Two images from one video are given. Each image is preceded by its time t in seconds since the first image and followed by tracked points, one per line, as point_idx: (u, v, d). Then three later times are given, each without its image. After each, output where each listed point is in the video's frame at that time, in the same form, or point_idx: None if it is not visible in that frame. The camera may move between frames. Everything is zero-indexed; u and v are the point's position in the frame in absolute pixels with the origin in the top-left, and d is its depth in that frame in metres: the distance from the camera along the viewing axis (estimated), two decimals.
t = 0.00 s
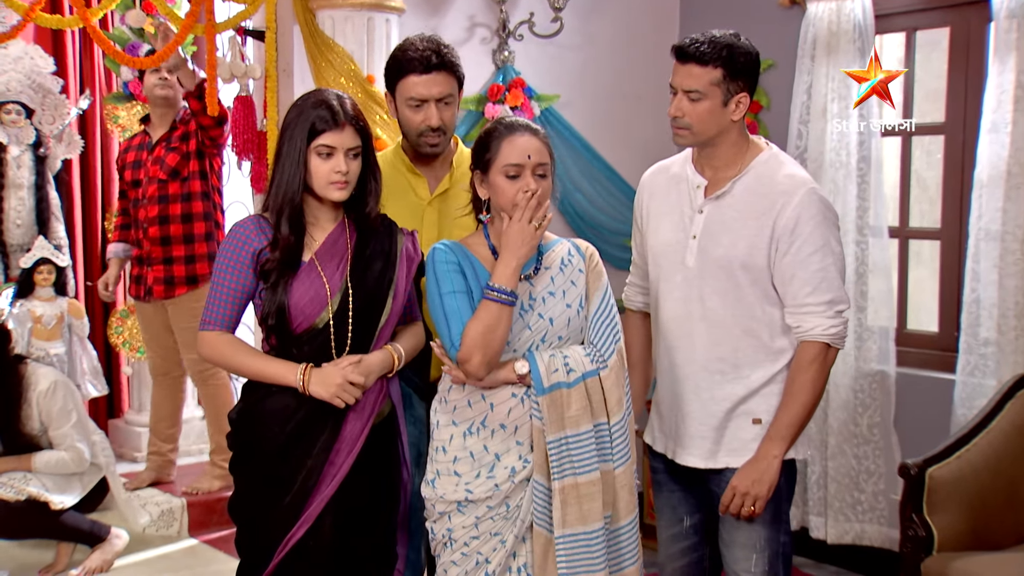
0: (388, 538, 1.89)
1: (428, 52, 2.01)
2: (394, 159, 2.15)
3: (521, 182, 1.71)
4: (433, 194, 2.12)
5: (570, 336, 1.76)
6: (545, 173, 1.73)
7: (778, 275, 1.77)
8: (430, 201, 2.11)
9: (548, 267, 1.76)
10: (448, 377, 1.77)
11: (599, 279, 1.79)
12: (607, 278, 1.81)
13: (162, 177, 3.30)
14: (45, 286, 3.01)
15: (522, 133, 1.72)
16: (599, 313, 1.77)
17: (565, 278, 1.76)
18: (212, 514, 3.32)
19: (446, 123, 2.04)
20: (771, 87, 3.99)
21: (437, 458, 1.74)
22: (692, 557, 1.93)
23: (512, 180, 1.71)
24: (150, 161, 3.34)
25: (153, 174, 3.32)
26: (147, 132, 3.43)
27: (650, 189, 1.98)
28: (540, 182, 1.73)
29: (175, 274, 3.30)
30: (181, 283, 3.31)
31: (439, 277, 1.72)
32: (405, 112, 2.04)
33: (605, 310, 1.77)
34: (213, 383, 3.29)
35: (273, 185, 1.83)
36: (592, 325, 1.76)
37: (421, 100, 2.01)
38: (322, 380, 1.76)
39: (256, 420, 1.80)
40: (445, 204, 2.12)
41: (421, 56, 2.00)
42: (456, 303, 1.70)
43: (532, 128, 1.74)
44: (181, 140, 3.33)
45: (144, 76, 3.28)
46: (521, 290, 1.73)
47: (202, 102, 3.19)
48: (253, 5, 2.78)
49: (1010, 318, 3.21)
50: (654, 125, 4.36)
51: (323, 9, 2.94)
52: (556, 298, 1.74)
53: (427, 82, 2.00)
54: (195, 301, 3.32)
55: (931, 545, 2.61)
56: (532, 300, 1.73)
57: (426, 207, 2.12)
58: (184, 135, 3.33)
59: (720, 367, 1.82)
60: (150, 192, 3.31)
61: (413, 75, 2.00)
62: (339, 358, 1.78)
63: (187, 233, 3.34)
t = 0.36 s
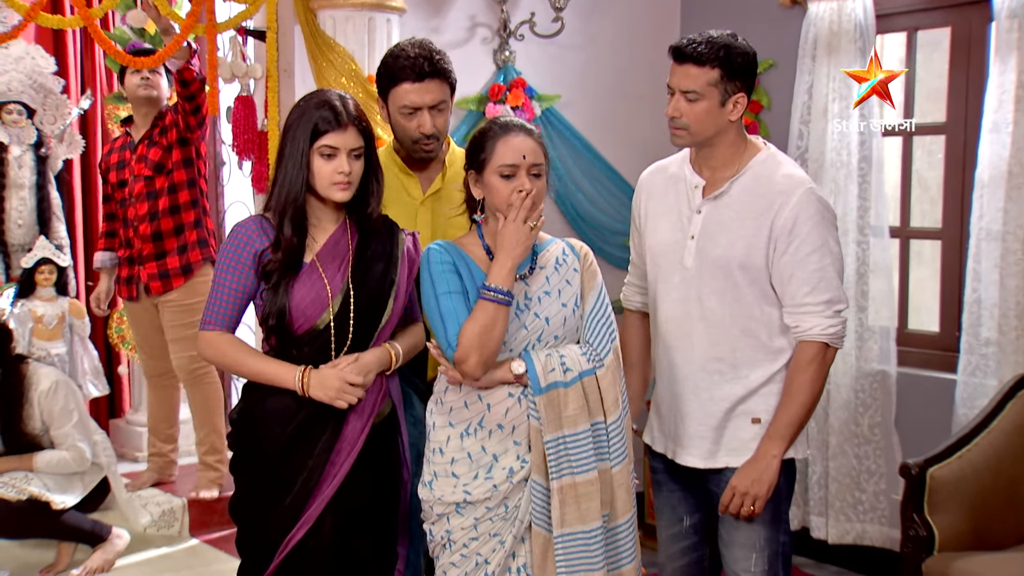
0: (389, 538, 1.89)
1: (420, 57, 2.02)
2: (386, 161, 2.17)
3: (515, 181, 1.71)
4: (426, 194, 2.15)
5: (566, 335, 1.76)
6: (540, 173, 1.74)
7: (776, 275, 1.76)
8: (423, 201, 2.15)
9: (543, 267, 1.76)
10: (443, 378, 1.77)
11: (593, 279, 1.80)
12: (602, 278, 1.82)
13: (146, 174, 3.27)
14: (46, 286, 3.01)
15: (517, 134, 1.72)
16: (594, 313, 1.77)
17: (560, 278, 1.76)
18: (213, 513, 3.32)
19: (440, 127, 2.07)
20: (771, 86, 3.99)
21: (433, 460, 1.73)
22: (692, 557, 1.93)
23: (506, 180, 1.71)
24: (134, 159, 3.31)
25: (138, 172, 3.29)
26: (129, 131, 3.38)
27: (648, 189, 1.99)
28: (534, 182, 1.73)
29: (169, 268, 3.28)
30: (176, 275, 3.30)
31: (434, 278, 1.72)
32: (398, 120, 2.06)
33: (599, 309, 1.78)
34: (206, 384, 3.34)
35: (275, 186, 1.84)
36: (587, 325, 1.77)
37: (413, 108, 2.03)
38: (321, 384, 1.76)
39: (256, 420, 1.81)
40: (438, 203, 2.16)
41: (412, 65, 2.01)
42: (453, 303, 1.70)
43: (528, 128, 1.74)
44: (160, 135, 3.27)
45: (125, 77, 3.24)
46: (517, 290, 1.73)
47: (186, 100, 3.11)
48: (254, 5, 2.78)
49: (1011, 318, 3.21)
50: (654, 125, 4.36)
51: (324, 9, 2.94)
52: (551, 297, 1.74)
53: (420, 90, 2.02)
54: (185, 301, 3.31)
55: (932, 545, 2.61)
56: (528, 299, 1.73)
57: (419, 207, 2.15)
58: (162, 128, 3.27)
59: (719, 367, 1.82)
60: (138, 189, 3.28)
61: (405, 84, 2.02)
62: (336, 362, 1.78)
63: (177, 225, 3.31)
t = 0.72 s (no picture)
0: (390, 539, 1.89)
1: (414, 51, 2.06)
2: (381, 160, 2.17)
3: (503, 181, 1.71)
4: (421, 193, 2.16)
5: (561, 335, 1.76)
6: (529, 173, 1.73)
7: (774, 274, 1.76)
8: (418, 200, 2.16)
9: (538, 267, 1.76)
10: (438, 379, 1.77)
11: (588, 280, 1.80)
12: (596, 279, 1.82)
13: (148, 173, 3.25)
14: (47, 285, 3.01)
15: (506, 134, 1.72)
16: (589, 312, 1.78)
17: (555, 278, 1.76)
18: (215, 514, 3.29)
19: (435, 121, 2.10)
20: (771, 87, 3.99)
21: (430, 461, 1.73)
22: (692, 557, 1.93)
23: (495, 179, 1.71)
24: (135, 160, 3.29)
25: (139, 172, 3.28)
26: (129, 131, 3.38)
27: (646, 189, 1.99)
28: (523, 181, 1.72)
29: (172, 267, 3.25)
30: (179, 274, 3.26)
31: (428, 277, 1.72)
32: (393, 113, 2.08)
33: (594, 309, 1.78)
34: (210, 387, 3.32)
35: (275, 186, 1.84)
36: (582, 324, 1.77)
37: (409, 100, 2.05)
38: (321, 386, 1.76)
39: (257, 421, 1.81)
40: (433, 203, 2.17)
41: (409, 57, 2.05)
42: (446, 302, 1.70)
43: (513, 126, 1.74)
44: (160, 134, 3.26)
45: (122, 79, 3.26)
46: (511, 289, 1.73)
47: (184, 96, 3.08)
48: (254, 5, 2.78)
49: (1012, 318, 3.21)
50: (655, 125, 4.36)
51: (325, 9, 2.93)
52: (546, 297, 1.74)
53: (416, 82, 2.05)
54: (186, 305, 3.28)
55: (933, 545, 2.61)
56: (522, 299, 1.73)
57: (415, 207, 2.16)
58: (162, 127, 3.26)
59: (718, 366, 1.82)
60: (141, 189, 3.27)
61: (400, 75, 2.05)
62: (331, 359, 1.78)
63: (181, 224, 3.29)
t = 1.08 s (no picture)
0: (392, 539, 1.89)
1: (410, 48, 2.06)
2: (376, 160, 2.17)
3: (468, 186, 1.72)
4: (418, 193, 2.16)
5: (554, 335, 1.75)
6: (496, 177, 1.70)
7: (774, 272, 1.76)
8: (415, 200, 2.16)
9: (535, 268, 1.75)
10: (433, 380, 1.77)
11: (587, 281, 1.78)
12: (595, 280, 1.81)
13: (159, 171, 3.25)
14: (50, 285, 3.01)
15: (481, 138, 1.71)
16: (584, 314, 1.76)
17: (552, 279, 1.75)
18: (216, 514, 3.29)
19: (431, 120, 2.10)
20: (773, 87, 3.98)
21: (422, 462, 1.73)
22: (693, 557, 1.93)
23: (463, 184, 1.74)
24: (146, 159, 3.29)
25: (150, 171, 3.27)
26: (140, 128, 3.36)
27: (647, 188, 1.99)
28: (487, 186, 1.71)
29: (180, 267, 3.25)
30: (187, 275, 3.26)
31: (422, 277, 1.73)
32: (388, 110, 2.08)
33: (591, 309, 1.77)
34: (215, 387, 3.30)
35: (277, 187, 1.84)
36: (576, 325, 1.76)
37: (404, 97, 2.06)
38: (321, 388, 1.75)
39: (258, 420, 1.81)
40: (430, 203, 2.18)
41: (404, 55, 2.05)
42: (436, 301, 1.71)
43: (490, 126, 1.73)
44: (171, 134, 3.26)
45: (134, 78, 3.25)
46: (504, 289, 1.73)
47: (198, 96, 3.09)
48: (255, 5, 2.78)
49: (1014, 318, 3.21)
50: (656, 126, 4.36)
51: (326, 9, 2.93)
52: (540, 297, 1.73)
53: (411, 81, 2.05)
54: (194, 309, 3.28)
55: (935, 545, 2.61)
56: (515, 298, 1.72)
57: (411, 207, 2.16)
58: (174, 127, 3.26)
59: (718, 366, 1.82)
60: (151, 188, 3.26)
61: (395, 73, 2.05)
62: (329, 359, 1.77)
63: (189, 225, 3.29)
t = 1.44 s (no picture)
0: (394, 540, 1.89)
1: (408, 50, 2.06)
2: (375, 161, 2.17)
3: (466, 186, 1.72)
4: (416, 194, 2.16)
5: (552, 338, 1.74)
6: (489, 177, 1.69)
7: (774, 272, 1.76)
8: (414, 201, 2.16)
9: (537, 269, 1.74)
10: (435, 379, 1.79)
11: (591, 282, 1.77)
12: (602, 279, 1.79)
13: (178, 165, 3.23)
14: (50, 286, 2.97)
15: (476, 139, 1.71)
16: (584, 316, 1.75)
17: (552, 281, 1.74)
18: (217, 514, 3.29)
19: (431, 121, 2.10)
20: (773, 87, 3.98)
21: (422, 460, 1.74)
22: (693, 557, 1.93)
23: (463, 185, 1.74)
24: (162, 149, 3.23)
25: (168, 163, 3.23)
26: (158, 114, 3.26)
27: (647, 188, 1.98)
28: (481, 186, 1.70)
29: (193, 262, 3.24)
30: (199, 270, 3.26)
31: (422, 277, 1.75)
32: (387, 112, 2.08)
33: (592, 312, 1.75)
34: (217, 389, 3.30)
35: (276, 187, 1.84)
36: (576, 327, 1.74)
37: (403, 99, 2.06)
38: (323, 387, 1.75)
39: (259, 420, 1.81)
40: (428, 204, 2.17)
41: (402, 57, 2.05)
42: (432, 302, 1.72)
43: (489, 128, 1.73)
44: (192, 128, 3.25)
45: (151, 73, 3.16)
46: (503, 289, 1.73)
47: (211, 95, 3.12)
48: (256, 5, 2.78)
49: (1014, 318, 3.21)
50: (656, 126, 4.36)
51: (326, 9, 2.93)
52: (539, 299, 1.72)
53: (410, 82, 2.06)
54: (200, 305, 3.25)
55: (935, 545, 2.61)
56: (514, 299, 1.72)
57: (411, 208, 2.16)
58: (194, 121, 3.24)
59: (717, 365, 1.82)
60: (168, 180, 3.22)
61: (393, 75, 2.05)
62: (335, 358, 1.78)
63: (203, 220, 3.28)
